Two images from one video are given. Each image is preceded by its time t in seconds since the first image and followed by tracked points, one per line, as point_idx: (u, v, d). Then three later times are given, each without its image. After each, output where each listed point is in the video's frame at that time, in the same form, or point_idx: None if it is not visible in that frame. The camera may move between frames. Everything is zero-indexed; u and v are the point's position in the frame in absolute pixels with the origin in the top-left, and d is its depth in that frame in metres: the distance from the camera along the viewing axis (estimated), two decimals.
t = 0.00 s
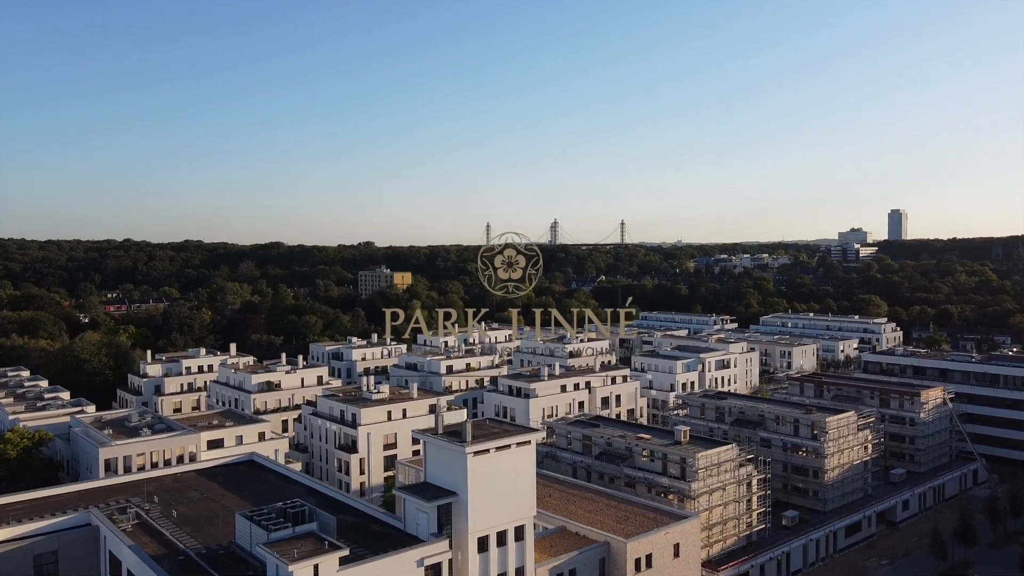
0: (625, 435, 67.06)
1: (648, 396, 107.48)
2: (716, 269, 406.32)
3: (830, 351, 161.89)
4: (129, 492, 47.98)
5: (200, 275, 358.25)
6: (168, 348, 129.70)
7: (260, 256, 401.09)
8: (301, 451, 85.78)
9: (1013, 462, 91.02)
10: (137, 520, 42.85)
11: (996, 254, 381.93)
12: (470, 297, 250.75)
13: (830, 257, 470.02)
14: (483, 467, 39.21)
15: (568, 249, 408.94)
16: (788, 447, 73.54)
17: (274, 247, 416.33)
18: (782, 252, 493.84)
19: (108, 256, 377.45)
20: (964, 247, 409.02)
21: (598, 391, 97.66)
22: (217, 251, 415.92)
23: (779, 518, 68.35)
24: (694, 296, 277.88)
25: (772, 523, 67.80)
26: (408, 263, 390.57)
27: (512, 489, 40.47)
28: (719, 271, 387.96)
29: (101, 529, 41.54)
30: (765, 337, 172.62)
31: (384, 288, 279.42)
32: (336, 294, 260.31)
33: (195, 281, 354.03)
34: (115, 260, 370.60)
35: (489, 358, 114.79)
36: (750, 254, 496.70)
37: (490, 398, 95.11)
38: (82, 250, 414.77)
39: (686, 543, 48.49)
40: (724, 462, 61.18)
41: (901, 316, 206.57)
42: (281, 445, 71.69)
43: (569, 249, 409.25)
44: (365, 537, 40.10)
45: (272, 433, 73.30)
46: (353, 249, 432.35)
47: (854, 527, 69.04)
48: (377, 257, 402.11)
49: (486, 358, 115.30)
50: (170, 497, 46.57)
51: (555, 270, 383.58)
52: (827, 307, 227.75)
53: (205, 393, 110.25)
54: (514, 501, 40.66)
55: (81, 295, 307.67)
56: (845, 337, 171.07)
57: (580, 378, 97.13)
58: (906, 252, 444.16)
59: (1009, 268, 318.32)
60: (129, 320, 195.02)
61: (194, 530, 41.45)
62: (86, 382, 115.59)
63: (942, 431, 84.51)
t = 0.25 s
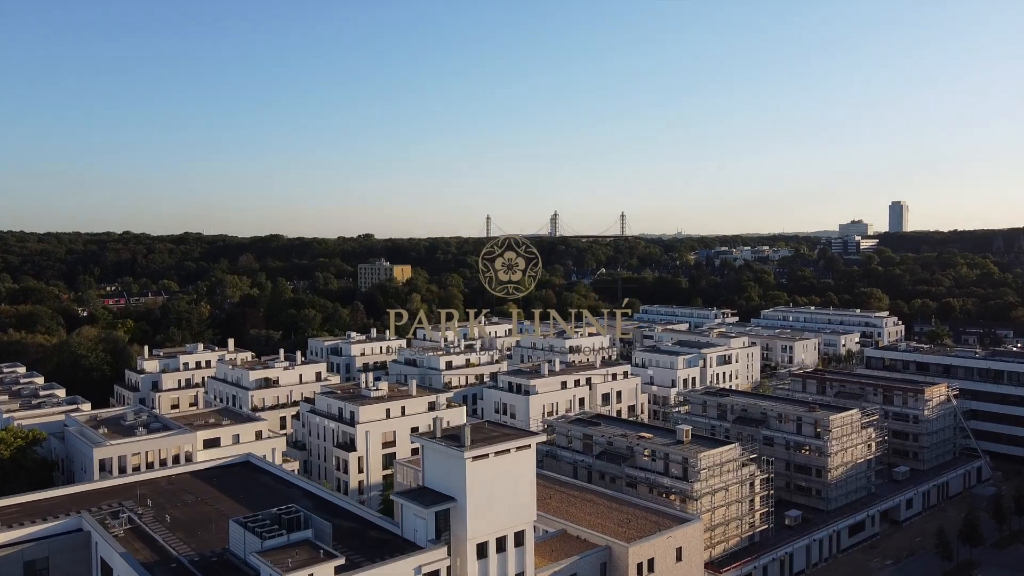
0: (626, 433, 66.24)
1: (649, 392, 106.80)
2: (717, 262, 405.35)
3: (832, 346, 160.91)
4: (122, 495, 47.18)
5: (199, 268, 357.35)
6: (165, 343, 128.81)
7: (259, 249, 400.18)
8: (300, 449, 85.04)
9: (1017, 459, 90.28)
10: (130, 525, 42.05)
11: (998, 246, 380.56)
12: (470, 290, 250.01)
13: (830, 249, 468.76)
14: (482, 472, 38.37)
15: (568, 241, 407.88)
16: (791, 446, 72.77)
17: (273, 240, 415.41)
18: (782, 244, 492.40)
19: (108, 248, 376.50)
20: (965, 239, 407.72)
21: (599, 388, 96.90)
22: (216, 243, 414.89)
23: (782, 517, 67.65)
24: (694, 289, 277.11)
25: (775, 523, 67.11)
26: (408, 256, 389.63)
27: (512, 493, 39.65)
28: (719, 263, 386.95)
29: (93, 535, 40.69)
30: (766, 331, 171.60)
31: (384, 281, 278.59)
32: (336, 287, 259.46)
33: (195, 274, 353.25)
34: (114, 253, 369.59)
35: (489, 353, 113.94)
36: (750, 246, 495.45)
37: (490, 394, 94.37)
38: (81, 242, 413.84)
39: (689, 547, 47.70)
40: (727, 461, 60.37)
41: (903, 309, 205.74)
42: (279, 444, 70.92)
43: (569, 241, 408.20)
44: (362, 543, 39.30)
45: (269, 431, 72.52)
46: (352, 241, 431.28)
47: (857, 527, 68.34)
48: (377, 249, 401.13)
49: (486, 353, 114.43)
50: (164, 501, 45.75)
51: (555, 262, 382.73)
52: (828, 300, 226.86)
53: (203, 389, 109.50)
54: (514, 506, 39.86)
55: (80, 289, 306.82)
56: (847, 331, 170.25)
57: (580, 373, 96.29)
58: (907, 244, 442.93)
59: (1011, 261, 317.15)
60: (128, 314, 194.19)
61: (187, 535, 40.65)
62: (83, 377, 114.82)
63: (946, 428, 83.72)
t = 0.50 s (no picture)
0: (628, 432, 64.57)
1: (650, 384, 105.30)
2: (717, 247, 403.21)
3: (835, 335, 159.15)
4: (106, 503, 45.50)
5: (197, 254, 355.26)
6: (160, 334, 126.98)
7: (258, 234, 397.90)
8: (295, 444, 83.48)
9: None
10: (113, 537, 40.39)
11: (1001, 231, 378.28)
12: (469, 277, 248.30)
13: (832, 234, 466.53)
14: (480, 485, 36.66)
15: (568, 226, 405.56)
16: (796, 443, 71.18)
17: (272, 225, 413.17)
18: (783, 229, 489.90)
19: (105, 233, 374.21)
20: (968, 224, 405.46)
21: (600, 380, 95.27)
22: (214, 228, 412.40)
23: (787, 517, 66.14)
24: (695, 275, 275.31)
25: (780, 523, 65.61)
26: (407, 241, 387.45)
27: (511, 505, 37.98)
28: (720, 249, 384.68)
29: (74, 548, 39.04)
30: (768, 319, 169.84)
31: (383, 267, 276.65)
32: (334, 274, 257.59)
33: (193, 260, 351.29)
34: (112, 238, 367.27)
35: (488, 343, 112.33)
36: (751, 231, 493.09)
37: (489, 388, 92.80)
38: (79, 228, 411.60)
39: (694, 556, 46.10)
40: (732, 462, 58.72)
41: (906, 296, 204.00)
42: (273, 442, 69.30)
43: (569, 226, 405.90)
44: (355, 558, 37.66)
45: (263, 429, 70.88)
46: (351, 226, 428.99)
47: (864, 527, 66.87)
48: (376, 234, 398.83)
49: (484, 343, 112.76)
50: (150, 510, 44.09)
51: (555, 248, 380.67)
52: (830, 287, 225.06)
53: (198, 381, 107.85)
54: (513, 518, 38.20)
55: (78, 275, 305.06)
56: (849, 319, 168.58)
57: (581, 366, 94.62)
58: (909, 229, 440.62)
59: (1014, 246, 314.90)
60: (124, 302, 192.52)
61: (172, 549, 39.00)
62: (76, 369, 113.13)
63: (953, 424, 82.14)
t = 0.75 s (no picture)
0: (632, 433, 61.66)
1: (653, 372, 102.46)
2: (719, 222, 399.09)
3: (840, 317, 155.97)
4: (77, 522, 42.65)
5: (194, 230, 351.40)
6: (151, 319, 123.85)
7: (255, 209, 393.73)
8: (287, 439, 80.70)
9: None
10: (80, 564, 37.57)
11: (1007, 205, 373.87)
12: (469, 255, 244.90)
13: (835, 208, 461.98)
14: (474, 514, 33.71)
15: (569, 201, 401.07)
16: (807, 441, 68.33)
17: (269, 200, 408.76)
18: (786, 203, 485.06)
19: (101, 209, 370.22)
20: (973, 198, 400.81)
21: (602, 370, 92.30)
22: (211, 203, 407.92)
23: (798, 520, 63.45)
24: (697, 252, 271.82)
25: (790, 527, 62.95)
26: (406, 217, 383.33)
27: (508, 534, 35.09)
28: (722, 224, 380.41)
29: None
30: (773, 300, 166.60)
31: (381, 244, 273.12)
32: (332, 251, 254.12)
33: (189, 237, 347.58)
34: (108, 213, 363.18)
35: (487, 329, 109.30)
36: (753, 206, 488.46)
37: (487, 378, 89.91)
38: (74, 202, 407.31)
39: None
40: (742, 467, 55.85)
41: (912, 275, 200.67)
42: (261, 441, 66.45)
43: (570, 201, 401.41)
44: None
45: (251, 427, 67.98)
46: (350, 201, 424.44)
47: (877, 530, 64.24)
48: (374, 209, 394.59)
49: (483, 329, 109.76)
50: (122, 531, 41.25)
51: (556, 223, 376.68)
52: (835, 265, 221.63)
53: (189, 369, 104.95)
54: (510, 548, 35.29)
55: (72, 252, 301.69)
56: (855, 300, 165.47)
57: (582, 355, 91.62)
58: (913, 203, 435.85)
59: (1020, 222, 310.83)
60: (117, 282, 189.33)
61: None
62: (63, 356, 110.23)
63: (968, 417, 79.26)
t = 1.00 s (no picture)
0: (637, 440, 57.98)
1: (657, 360, 98.87)
2: (722, 192, 393.58)
3: (848, 296, 151.87)
4: (32, 556, 39.03)
5: (189, 200, 346.17)
6: (137, 302, 119.81)
7: (251, 178, 388.00)
8: (275, 436, 77.09)
9: None
10: None
11: (1014, 176, 367.77)
12: (467, 229, 240.27)
13: (839, 178, 455.71)
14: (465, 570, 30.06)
15: (569, 170, 395.22)
16: (821, 444, 64.71)
17: (265, 169, 402.82)
18: (789, 172, 478.62)
19: (95, 178, 364.58)
20: (979, 167, 394.61)
21: (604, 361, 88.44)
22: (207, 172, 401.89)
23: (812, 530, 60.04)
24: (700, 225, 267.04)
25: (804, 537, 59.55)
26: (404, 187, 377.69)
27: None
28: (725, 194, 374.96)
29: None
30: (778, 279, 162.40)
31: (378, 216, 268.37)
32: (328, 224, 249.47)
33: (184, 207, 342.44)
34: (101, 182, 357.66)
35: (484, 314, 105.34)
36: (755, 175, 481.92)
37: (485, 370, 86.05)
38: (68, 171, 401.20)
39: None
40: (756, 480, 52.24)
41: (920, 251, 196.31)
42: (245, 446, 62.76)
43: (571, 170, 395.62)
44: None
45: (234, 431, 64.25)
46: (347, 170, 418.23)
47: (896, 539, 60.86)
48: (372, 178, 388.85)
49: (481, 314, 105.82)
50: (81, 569, 37.63)
51: (556, 193, 371.24)
52: (841, 239, 217.24)
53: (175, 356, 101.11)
54: None
55: (65, 224, 297.18)
56: (863, 279, 161.38)
57: (584, 345, 87.77)
58: (918, 172, 429.61)
59: None
60: (107, 258, 185.03)
61: None
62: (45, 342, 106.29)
63: (989, 413, 75.63)
